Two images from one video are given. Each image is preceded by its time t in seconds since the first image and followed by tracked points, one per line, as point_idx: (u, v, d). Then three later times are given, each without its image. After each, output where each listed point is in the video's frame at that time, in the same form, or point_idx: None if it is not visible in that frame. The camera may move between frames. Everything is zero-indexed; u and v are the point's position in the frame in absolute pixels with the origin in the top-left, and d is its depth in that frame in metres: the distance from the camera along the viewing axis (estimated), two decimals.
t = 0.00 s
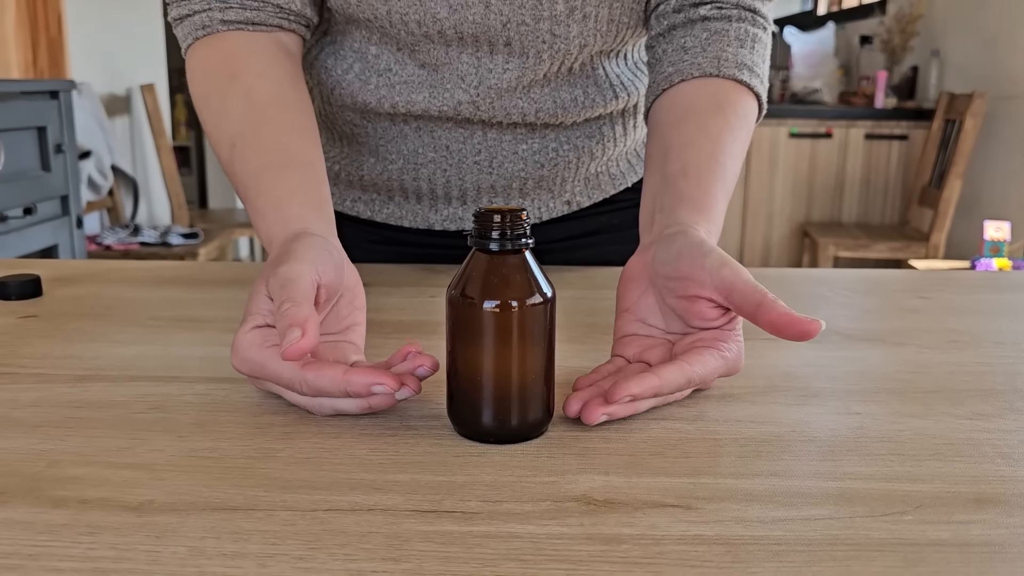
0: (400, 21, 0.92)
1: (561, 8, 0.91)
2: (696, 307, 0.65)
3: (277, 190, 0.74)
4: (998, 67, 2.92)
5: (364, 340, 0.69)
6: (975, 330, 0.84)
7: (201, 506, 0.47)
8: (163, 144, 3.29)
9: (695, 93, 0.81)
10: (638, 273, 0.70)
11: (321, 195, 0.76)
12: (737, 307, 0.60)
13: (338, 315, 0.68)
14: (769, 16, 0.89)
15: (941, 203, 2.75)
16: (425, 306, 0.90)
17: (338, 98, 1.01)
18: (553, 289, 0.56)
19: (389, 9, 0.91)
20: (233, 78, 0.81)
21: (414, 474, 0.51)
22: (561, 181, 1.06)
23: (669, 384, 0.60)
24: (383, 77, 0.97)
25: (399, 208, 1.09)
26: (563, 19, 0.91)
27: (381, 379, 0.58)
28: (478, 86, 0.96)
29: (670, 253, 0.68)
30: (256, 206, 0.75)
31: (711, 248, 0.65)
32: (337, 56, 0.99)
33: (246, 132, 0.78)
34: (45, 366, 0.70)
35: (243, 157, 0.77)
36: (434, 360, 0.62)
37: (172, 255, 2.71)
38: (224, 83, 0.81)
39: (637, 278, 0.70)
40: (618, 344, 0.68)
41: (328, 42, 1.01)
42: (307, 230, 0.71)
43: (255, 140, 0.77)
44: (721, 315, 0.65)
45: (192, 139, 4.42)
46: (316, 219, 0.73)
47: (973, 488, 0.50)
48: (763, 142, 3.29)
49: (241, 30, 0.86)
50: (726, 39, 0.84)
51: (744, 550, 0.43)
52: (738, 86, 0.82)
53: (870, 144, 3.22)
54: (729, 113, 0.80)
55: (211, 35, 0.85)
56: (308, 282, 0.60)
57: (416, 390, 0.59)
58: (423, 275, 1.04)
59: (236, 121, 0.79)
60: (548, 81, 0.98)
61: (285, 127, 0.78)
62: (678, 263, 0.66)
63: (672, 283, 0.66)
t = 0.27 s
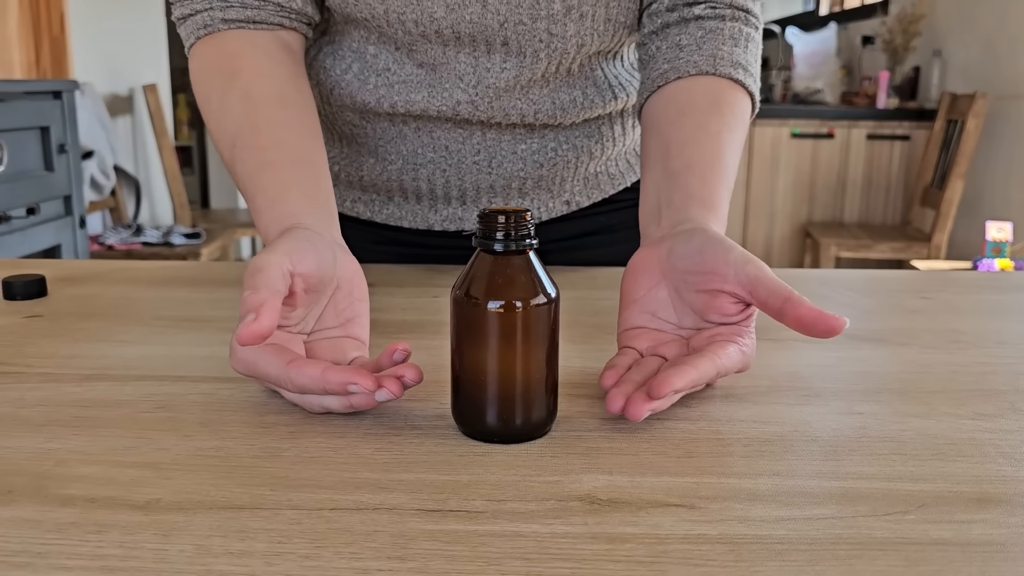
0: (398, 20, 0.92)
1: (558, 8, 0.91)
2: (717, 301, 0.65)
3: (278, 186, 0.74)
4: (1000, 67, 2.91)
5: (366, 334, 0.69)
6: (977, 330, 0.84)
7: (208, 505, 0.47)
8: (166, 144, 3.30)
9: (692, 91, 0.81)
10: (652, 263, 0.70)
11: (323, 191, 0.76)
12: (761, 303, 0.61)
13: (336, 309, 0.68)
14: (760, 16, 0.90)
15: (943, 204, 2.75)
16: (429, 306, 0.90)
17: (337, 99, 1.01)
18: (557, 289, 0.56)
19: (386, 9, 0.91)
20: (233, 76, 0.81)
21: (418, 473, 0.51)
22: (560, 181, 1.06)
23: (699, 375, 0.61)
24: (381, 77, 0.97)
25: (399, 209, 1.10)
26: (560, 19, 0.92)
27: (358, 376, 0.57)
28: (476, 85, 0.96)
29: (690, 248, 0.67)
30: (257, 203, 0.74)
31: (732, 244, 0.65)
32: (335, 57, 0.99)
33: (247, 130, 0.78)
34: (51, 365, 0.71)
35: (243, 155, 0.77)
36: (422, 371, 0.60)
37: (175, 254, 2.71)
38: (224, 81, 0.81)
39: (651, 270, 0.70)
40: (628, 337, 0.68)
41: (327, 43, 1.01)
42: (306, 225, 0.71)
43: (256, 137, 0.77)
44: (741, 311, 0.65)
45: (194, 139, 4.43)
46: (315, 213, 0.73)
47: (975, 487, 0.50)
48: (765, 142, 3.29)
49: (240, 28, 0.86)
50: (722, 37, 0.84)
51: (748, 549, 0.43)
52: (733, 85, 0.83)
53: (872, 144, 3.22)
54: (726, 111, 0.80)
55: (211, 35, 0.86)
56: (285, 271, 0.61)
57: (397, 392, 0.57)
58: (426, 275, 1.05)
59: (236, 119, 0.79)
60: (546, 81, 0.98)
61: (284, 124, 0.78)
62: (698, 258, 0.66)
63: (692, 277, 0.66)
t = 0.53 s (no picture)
0: (402, 21, 0.92)
1: (563, 13, 0.91)
2: (781, 261, 0.62)
3: (268, 152, 0.74)
4: (1000, 68, 2.92)
5: (339, 304, 0.68)
6: (973, 333, 0.84)
7: (204, 507, 0.48)
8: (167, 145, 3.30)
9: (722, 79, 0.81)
10: (704, 233, 0.67)
11: (314, 163, 0.76)
12: (828, 260, 0.58)
13: (309, 274, 0.67)
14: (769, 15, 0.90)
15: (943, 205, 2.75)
16: (427, 308, 0.91)
17: (337, 100, 1.02)
18: (552, 292, 0.56)
19: (391, 10, 0.92)
20: (227, 59, 0.82)
21: (414, 476, 0.52)
22: (558, 184, 1.06)
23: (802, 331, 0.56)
24: (383, 79, 0.98)
25: (398, 211, 1.10)
26: (565, 24, 0.92)
27: (291, 350, 0.55)
28: (478, 88, 0.97)
29: (747, 212, 0.65)
30: (246, 171, 0.74)
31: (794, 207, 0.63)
32: (336, 58, 1.00)
33: (240, 103, 0.78)
34: (50, 368, 0.71)
35: (236, 128, 0.77)
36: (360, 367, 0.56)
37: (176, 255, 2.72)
38: (219, 64, 0.82)
39: (704, 239, 0.67)
40: (687, 307, 0.65)
41: (328, 43, 1.02)
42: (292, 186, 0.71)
43: (250, 111, 0.78)
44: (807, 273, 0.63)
45: (195, 140, 4.43)
46: (302, 180, 0.73)
47: (967, 490, 0.50)
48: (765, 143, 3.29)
49: (240, 20, 0.86)
50: (738, 34, 0.84)
51: (739, 552, 0.43)
52: (755, 78, 0.83)
53: (872, 145, 3.22)
54: (753, 100, 0.81)
55: (210, 27, 0.86)
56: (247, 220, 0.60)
57: (331, 373, 0.55)
58: (424, 277, 1.05)
59: (229, 96, 0.79)
60: (547, 84, 0.98)
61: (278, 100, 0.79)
62: (760, 220, 0.64)
63: (754, 239, 0.64)
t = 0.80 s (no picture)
0: (408, 18, 0.92)
1: (572, 12, 0.91)
2: (724, 234, 0.62)
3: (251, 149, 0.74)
4: (1001, 67, 2.91)
5: (290, 315, 0.67)
6: (971, 331, 0.84)
7: (199, 506, 0.48)
8: (167, 144, 3.30)
9: (718, 70, 0.81)
10: (663, 218, 0.69)
11: (291, 167, 0.76)
12: (765, 225, 0.57)
13: (263, 282, 0.65)
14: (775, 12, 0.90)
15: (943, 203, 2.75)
16: (424, 306, 0.91)
17: (339, 97, 1.01)
18: (548, 290, 0.56)
19: (398, 7, 0.91)
20: (221, 55, 0.82)
21: (409, 474, 0.52)
22: (559, 182, 1.06)
23: (735, 320, 0.56)
24: (386, 76, 0.97)
25: (398, 209, 1.10)
26: (573, 23, 0.92)
27: (166, 389, 0.51)
28: (482, 87, 0.96)
29: (698, 191, 0.65)
30: (222, 169, 0.74)
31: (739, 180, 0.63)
32: (338, 55, 0.99)
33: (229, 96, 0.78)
34: (47, 366, 0.71)
35: (223, 122, 0.77)
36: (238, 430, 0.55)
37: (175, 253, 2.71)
38: (216, 59, 0.82)
39: (662, 224, 0.69)
40: (645, 295, 0.66)
41: (331, 40, 1.01)
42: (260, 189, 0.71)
43: (238, 105, 0.77)
44: (751, 243, 0.62)
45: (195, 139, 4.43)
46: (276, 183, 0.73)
47: (963, 489, 0.50)
48: (765, 142, 3.29)
49: (240, 16, 0.86)
50: (738, 28, 0.84)
51: (735, 550, 0.43)
52: (752, 71, 0.83)
53: (872, 144, 3.22)
54: (744, 91, 0.80)
55: (210, 22, 0.86)
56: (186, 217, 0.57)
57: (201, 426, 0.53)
58: (422, 275, 1.05)
59: (219, 91, 0.79)
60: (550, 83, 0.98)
61: (265, 98, 0.79)
62: (705, 198, 0.64)
63: (700, 217, 0.64)
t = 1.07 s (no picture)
0: (405, 15, 0.92)
1: (568, 9, 0.91)
2: (724, 225, 0.61)
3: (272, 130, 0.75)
4: (1002, 65, 2.91)
5: (340, 273, 0.70)
6: (972, 328, 0.84)
7: (196, 502, 0.48)
8: (168, 142, 3.30)
9: (722, 66, 0.81)
10: (662, 215, 0.68)
11: (318, 139, 0.77)
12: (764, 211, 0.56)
13: (313, 242, 0.69)
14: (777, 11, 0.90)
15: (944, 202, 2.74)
16: (423, 303, 0.90)
17: (339, 92, 1.01)
18: (546, 287, 0.56)
19: (395, 4, 0.91)
20: (228, 39, 0.82)
21: (407, 471, 0.51)
22: (559, 179, 1.06)
23: (738, 308, 0.55)
24: (385, 72, 0.97)
25: (398, 206, 1.09)
26: (570, 20, 0.92)
27: (250, 341, 0.53)
28: (480, 83, 0.96)
29: (694, 187, 0.65)
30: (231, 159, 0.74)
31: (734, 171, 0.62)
32: (338, 51, 0.99)
33: (242, 79, 0.79)
34: (45, 363, 0.71)
35: (235, 107, 0.78)
36: (317, 379, 0.56)
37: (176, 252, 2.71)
38: (220, 46, 0.82)
39: (660, 222, 0.68)
40: (645, 294, 0.65)
41: (330, 35, 1.01)
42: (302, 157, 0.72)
43: (252, 87, 0.78)
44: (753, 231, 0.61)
45: (196, 137, 4.43)
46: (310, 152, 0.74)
47: (962, 485, 0.50)
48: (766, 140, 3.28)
49: (237, 5, 0.86)
50: (741, 26, 0.84)
51: (733, 546, 0.43)
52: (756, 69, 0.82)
53: (873, 142, 3.21)
54: (749, 88, 0.80)
55: (207, 11, 0.86)
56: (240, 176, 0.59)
57: (286, 373, 0.54)
58: (422, 272, 1.05)
59: (231, 74, 0.79)
60: (548, 80, 0.98)
61: (280, 79, 0.80)
62: (702, 190, 0.63)
63: (699, 209, 0.63)
